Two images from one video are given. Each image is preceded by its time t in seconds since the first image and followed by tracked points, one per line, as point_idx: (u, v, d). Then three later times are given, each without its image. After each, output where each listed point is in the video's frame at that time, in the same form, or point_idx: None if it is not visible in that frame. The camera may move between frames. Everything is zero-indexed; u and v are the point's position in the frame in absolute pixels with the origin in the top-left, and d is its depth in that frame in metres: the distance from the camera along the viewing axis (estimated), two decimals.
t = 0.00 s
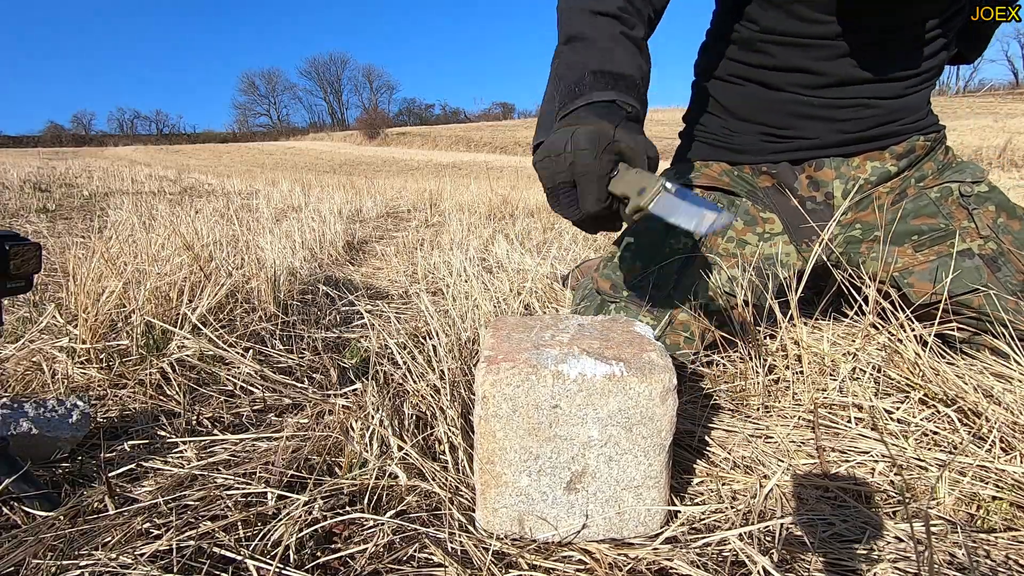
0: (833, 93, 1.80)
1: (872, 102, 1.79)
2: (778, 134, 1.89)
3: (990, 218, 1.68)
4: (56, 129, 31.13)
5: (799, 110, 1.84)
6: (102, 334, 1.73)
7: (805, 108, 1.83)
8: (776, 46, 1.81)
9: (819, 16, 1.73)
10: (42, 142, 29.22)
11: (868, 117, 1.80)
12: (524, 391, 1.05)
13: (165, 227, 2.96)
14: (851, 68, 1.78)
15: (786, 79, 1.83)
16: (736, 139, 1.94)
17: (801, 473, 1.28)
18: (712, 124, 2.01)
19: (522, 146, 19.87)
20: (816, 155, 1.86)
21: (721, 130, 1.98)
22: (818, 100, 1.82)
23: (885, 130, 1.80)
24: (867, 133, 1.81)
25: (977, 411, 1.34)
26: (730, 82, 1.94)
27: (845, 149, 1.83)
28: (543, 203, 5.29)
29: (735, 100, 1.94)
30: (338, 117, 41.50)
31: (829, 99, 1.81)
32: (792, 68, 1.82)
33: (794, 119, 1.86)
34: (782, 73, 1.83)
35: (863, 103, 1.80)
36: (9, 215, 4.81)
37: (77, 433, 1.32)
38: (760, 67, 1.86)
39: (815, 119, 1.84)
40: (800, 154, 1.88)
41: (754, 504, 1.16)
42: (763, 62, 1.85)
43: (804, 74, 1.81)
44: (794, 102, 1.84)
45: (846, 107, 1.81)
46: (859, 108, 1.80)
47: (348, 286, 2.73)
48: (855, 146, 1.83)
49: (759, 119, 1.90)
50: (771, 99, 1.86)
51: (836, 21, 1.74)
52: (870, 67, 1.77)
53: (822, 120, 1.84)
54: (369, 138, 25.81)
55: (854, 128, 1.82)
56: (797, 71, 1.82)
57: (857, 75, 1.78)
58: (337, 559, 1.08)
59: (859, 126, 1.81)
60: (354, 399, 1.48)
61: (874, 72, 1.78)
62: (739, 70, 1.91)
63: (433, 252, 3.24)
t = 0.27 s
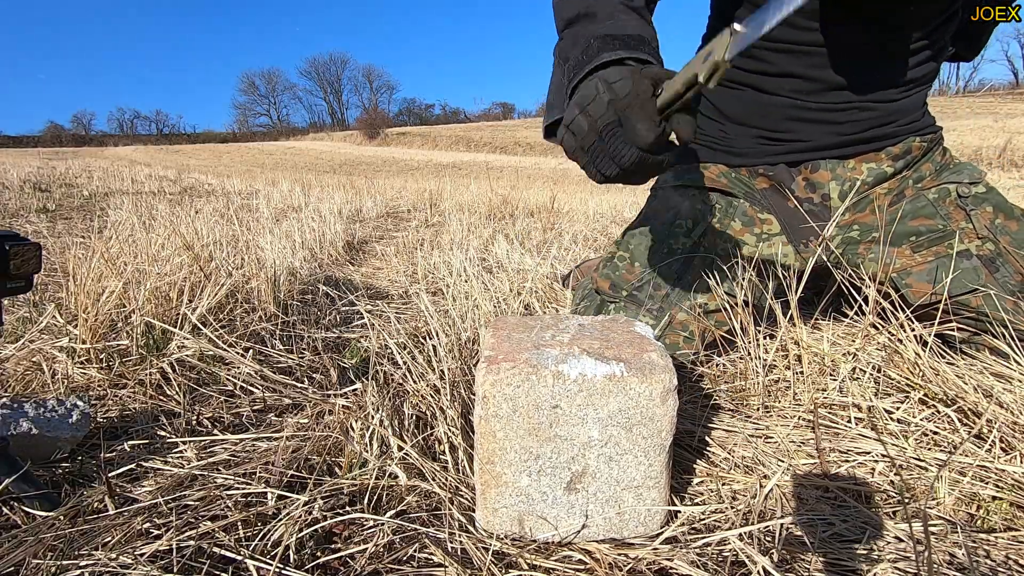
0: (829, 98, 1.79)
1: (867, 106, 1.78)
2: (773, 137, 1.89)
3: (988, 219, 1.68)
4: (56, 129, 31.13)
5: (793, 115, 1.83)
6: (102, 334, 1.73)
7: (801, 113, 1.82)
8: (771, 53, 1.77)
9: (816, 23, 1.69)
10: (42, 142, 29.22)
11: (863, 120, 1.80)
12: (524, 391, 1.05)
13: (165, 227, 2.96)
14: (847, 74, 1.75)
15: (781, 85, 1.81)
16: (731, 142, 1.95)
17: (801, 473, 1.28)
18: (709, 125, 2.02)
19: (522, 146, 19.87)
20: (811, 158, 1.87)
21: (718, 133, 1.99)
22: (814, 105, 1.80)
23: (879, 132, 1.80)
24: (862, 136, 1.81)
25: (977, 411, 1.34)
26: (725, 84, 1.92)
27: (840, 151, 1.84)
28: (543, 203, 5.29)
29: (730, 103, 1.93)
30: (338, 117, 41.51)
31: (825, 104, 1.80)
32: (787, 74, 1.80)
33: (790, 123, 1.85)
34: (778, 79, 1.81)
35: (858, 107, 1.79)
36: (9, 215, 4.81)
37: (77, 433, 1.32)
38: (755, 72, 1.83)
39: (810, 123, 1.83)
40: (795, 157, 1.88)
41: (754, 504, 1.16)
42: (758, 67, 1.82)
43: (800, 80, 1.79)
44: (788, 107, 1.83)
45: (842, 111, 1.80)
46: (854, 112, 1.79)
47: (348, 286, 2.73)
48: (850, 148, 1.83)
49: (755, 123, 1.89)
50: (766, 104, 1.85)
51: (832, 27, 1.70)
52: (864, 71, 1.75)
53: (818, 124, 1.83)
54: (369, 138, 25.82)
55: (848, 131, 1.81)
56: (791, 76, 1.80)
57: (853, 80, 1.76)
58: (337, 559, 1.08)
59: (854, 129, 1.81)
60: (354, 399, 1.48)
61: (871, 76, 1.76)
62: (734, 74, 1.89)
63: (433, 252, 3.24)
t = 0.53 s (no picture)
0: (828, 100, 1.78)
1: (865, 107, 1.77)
2: (772, 140, 1.87)
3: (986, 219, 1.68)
4: (56, 129, 31.13)
5: (792, 117, 1.82)
6: (102, 335, 1.73)
7: (800, 114, 1.81)
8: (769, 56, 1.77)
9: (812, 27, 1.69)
10: (42, 142, 29.23)
11: (861, 121, 1.79)
12: (524, 391, 1.05)
13: (165, 227, 2.96)
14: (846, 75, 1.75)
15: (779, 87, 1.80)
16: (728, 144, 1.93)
17: (801, 473, 1.28)
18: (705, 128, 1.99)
19: (522, 146, 19.87)
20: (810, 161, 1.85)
21: (715, 136, 1.96)
22: (813, 106, 1.79)
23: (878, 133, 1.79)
24: (861, 137, 1.80)
25: (977, 411, 1.34)
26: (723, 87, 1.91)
27: (839, 153, 1.83)
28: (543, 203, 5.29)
29: (728, 105, 1.91)
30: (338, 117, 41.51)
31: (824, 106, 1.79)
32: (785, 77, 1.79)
33: (790, 125, 1.84)
34: (776, 82, 1.80)
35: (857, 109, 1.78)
36: (9, 215, 4.81)
37: (77, 433, 1.32)
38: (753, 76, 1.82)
39: (809, 125, 1.82)
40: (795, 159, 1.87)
41: (754, 504, 1.16)
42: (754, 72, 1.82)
43: (798, 83, 1.78)
44: (787, 110, 1.81)
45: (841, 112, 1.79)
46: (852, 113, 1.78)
47: (348, 286, 2.73)
48: (850, 149, 1.82)
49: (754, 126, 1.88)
50: (764, 106, 1.84)
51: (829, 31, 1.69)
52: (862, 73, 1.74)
53: (816, 125, 1.82)
54: (369, 138, 25.82)
55: (847, 132, 1.81)
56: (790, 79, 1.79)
57: (853, 82, 1.75)
58: (337, 559, 1.08)
59: (854, 130, 1.80)
60: (354, 399, 1.48)
61: (870, 77, 1.74)
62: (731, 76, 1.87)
63: (433, 252, 3.24)
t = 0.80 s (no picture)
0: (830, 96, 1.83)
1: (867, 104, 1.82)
2: (776, 135, 1.92)
3: (991, 218, 1.70)
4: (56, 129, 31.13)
5: (796, 113, 1.87)
6: (102, 335, 1.73)
7: (802, 111, 1.86)
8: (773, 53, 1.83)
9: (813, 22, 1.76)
10: (42, 142, 29.24)
11: (864, 118, 1.83)
12: (524, 391, 1.05)
13: (165, 227, 2.96)
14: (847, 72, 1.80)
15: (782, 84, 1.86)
16: (731, 139, 1.97)
17: (801, 473, 1.28)
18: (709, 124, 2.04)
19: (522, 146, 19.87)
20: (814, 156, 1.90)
21: (719, 132, 2.01)
22: (815, 103, 1.84)
23: (882, 130, 1.83)
24: (864, 133, 1.84)
25: (977, 411, 1.34)
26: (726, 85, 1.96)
27: (843, 149, 1.87)
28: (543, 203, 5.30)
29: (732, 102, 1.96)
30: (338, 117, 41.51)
31: (825, 103, 1.84)
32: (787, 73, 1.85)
33: (792, 122, 1.89)
34: (779, 78, 1.86)
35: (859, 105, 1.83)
36: (9, 215, 4.81)
37: (77, 433, 1.32)
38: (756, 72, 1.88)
39: (814, 121, 1.87)
40: (799, 155, 1.91)
41: (754, 504, 1.16)
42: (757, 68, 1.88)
43: (799, 79, 1.83)
44: (791, 105, 1.86)
45: (843, 109, 1.84)
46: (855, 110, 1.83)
47: (348, 286, 2.73)
48: (851, 146, 1.86)
49: (757, 122, 1.93)
50: (769, 101, 1.89)
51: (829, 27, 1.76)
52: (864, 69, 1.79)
53: (820, 121, 1.87)
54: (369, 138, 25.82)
55: (850, 129, 1.85)
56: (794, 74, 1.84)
57: (853, 78, 1.81)
58: (337, 559, 1.08)
59: (855, 127, 1.85)
60: (354, 399, 1.48)
61: (871, 75, 1.80)
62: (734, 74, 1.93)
63: (433, 252, 3.24)
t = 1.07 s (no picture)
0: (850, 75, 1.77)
1: (894, 83, 1.75)
2: (797, 120, 1.87)
3: (1016, 213, 1.67)
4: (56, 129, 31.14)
5: (818, 94, 1.82)
6: (102, 335, 1.73)
7: (824, 91, 1.81)
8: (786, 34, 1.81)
9: None
10: (42, 142, 29.25)
11: (893, 98, 1.77)
12: (524, 392, 1.05)
13: (165, 227, 2.96)
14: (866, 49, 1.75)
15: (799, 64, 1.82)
16: (752, 127, 1.93)
17: (801, 473, 1.28)
18: (726, 112, 2.00)
19: (522, 146, 19.88)
20: (838, 141, 1.83)
21: (737, 118, 1.97)
22: (837, 83, 1.79)
23: (910, 110, 1.76)
24: (893, 115, 1.77)
25: (977, 411, 1.34)
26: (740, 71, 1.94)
27: (869, 132, 1.81)
28: (542, 203, 5.31)
29: (751, 86, 1.92)
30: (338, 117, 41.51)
31: (846, 82, 1.78)
32: (804, 52, 1.81)
33: (813, 104, 1.84)
34: (794, 58, 1.82)
35: (885, 85, 1.76)
36: (9, 215, 4.81)
37: (77, 432, 1.32)
38: (771, 53, 1.85)
39: (837, 103, 1.82)
40: (822, 140, 1.85)
41: (754, 504, 1.16)
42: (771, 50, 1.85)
43: (816, 59, 1.80)
44: (813, 87, 1.81)
45: (866, 89, 1.78)
46: (882, 90, 1.77)
47: (347, 286, 2.74)
48: (879, 129, 1.80)
49: (775, 106, 1.89)
50: (789, 83, 1.84)
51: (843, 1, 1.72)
52: (890, 45, 1.73)
53: (844, 103, 1.82)
54: (369, 138, 25.84)
55: (876, 110, 1.79)
56: (815, 53, 1.79)
57: (874, 55, 1.75)
58: (337, 559, 1.08)
59: (882, 107, 1.78)
60: (354, 399, 1.48)
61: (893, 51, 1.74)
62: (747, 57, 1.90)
63: (433, 252, 3.24)
